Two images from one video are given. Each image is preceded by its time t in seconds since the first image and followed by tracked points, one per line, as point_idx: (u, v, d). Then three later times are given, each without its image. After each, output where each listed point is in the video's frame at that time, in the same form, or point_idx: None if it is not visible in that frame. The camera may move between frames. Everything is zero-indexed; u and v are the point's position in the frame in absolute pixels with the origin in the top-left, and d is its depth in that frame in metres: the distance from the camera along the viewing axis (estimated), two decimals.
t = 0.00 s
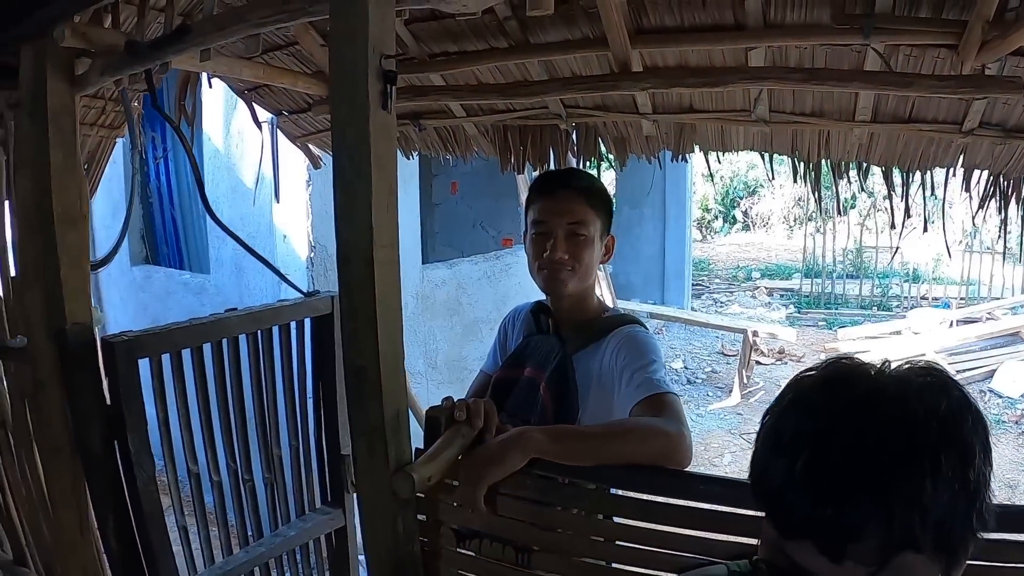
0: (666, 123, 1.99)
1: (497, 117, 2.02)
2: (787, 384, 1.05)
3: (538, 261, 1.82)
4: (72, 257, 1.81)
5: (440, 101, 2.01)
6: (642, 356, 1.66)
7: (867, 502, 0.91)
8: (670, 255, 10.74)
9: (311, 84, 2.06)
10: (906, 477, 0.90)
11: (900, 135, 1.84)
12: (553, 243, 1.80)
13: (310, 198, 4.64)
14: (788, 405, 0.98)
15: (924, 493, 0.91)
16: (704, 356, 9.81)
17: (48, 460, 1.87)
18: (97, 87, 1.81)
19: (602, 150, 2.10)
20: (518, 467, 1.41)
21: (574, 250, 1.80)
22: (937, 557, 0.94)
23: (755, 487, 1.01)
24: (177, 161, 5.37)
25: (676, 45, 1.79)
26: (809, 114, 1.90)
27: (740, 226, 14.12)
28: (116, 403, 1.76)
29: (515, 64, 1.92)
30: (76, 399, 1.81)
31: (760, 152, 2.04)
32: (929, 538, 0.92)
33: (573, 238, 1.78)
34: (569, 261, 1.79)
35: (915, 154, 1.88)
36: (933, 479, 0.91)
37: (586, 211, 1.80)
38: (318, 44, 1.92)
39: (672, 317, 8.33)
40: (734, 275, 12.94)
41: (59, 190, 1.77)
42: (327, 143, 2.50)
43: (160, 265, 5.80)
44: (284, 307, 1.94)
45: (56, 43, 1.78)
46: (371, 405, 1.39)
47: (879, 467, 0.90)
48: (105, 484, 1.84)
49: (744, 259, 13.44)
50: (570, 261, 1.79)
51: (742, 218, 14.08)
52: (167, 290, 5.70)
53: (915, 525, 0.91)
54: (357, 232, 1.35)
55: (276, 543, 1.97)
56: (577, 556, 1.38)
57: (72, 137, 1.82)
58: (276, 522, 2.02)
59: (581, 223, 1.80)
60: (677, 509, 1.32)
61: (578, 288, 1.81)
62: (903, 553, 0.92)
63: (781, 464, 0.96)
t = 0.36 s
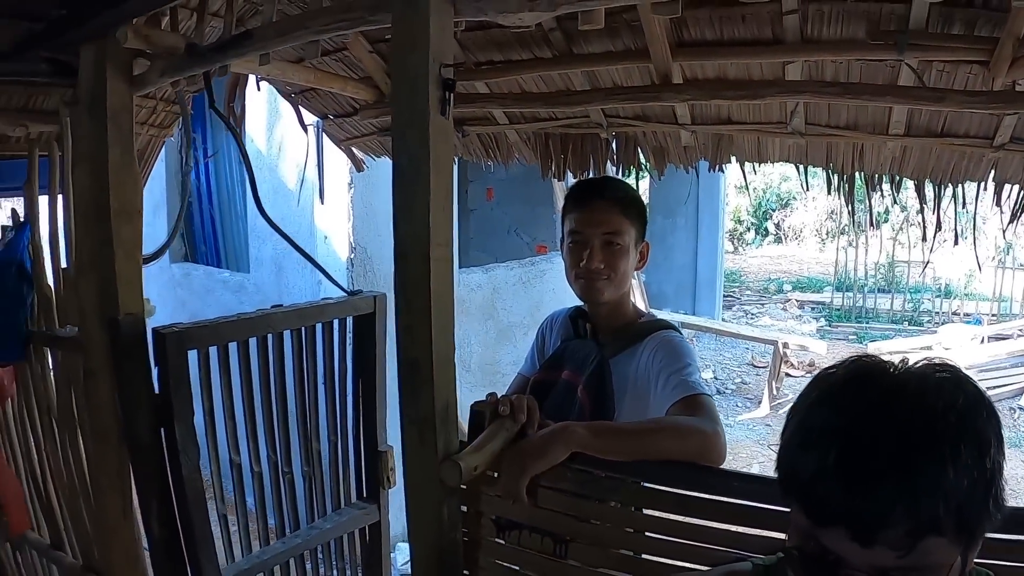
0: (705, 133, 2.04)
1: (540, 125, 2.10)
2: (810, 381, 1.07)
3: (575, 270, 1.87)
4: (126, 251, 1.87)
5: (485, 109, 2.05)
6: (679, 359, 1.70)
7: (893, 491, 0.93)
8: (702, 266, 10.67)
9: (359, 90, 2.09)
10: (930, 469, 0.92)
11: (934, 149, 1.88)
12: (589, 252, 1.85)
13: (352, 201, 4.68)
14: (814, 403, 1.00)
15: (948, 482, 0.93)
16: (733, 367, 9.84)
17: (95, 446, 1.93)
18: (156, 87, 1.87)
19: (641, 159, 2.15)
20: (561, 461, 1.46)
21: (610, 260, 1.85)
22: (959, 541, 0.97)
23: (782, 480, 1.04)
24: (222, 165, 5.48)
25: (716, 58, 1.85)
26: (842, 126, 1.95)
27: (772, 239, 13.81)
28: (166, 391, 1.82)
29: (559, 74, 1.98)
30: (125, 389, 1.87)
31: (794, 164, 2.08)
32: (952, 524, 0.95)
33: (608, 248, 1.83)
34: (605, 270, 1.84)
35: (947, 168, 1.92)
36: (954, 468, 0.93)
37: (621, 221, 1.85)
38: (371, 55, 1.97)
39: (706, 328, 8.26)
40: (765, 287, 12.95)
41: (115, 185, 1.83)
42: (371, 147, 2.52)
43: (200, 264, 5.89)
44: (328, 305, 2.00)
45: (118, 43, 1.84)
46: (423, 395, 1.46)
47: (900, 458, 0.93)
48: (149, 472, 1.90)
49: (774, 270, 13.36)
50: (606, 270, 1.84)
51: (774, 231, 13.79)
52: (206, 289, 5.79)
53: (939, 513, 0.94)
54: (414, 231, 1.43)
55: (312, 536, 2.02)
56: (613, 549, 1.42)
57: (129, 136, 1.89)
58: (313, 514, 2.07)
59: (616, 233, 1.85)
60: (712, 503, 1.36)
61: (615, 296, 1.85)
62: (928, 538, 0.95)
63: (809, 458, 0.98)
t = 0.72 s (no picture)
0: (778, 143, 2.14)
1: (620, 132, 2.23)
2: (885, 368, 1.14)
3: (663, 270, 1.87)
4: (228, 239, 1.97)
5: (569, 114, 2.22)
6: (756, 354, 1.81)
7: (964, 458, 0.98)
8: (762, 279, 9.99)
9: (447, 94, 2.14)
10: (998, 437, 0.99)
11: (1000, 163, 1.92)
12: (678, 253, 1.85)
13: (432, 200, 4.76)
14: (890, 384, 1.07)
15: (1014, 452, 0.99)
16: (794, 378, 9.84)
17: (189, 421, 2.06)
18: (260, 86, 1.99)
19: (716, 167, 2.25)
20: (644, 445, 1.56)
21: (699, 261, 1.84)
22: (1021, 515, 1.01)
23: (858, 457, 1.09)
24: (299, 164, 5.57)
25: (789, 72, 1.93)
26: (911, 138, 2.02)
27: (836, 253, 12.80)
28: (262, 371, 1.95)
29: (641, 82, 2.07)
30: (222, 369, 1.99)
31: (864, 174, 2.15)
32: (1015, 495, 0.99)
33: (697, 250, 1.82)
34: (693, 271, 1.83)
35: (1014, 181, 1.94)
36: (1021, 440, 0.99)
37: (711, 224, 1.84)
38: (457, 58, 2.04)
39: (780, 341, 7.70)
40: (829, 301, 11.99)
41: (221, 177, 1.93)
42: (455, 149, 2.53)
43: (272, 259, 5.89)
44: (414, 298, 2.09)
45: (226, 43, 1.95)
46: (521, 378, 1.63)
47: (974, 431, 0.99)
48: (239, 449, 2.03)
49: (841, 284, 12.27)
50: (693, 271, 1.83)
51: (838, 245, 12.78)
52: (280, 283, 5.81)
53: (1005, 483, 0.99)
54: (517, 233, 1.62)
55: (387, 519, 2.16)
56: (687, 529, 1.51)
57: (233, 132, 2.00)
58: (388, 499, 2.19)
59: (706, 236, 1.84)
60: (781, 489, 1.43)
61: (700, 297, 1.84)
62: (992, 508, 0.99)
63: (886, 428, 1.05)
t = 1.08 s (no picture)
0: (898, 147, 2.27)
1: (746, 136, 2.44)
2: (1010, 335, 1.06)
3: (799, 260, 2.07)
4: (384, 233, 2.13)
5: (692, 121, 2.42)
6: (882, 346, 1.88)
7: None
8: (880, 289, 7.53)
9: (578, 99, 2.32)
10: None
11: None
12: (814, 247, 2.05)
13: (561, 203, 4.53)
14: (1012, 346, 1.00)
15: None
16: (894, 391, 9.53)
17: (338, 401, 2.23)
18: (414, 92, 2.17)
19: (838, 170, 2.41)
20: (779, 424, 1.56)
21: (832, 255, 2.04)
22: None
23: (980, 426, 1.01)
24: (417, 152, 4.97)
25: (907, 77, 2.02)
26: None
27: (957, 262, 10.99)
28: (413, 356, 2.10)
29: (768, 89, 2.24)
30: (374, 353, 2.13)
31: (980, 178, 2.25)
32: None
33: (833, 245, 2.02)
34: (827, 264, 2.03)
35: None
36: None
37: (845, 222, 2.04)
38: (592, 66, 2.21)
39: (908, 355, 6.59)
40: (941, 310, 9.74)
41: (378, 175, 2.10)
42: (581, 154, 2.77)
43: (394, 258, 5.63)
44: (552, 294, 2.27)
45: (382, 52, 2.13)
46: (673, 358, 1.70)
47: None
48: (385, 430, 2.15)
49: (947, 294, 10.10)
50: (828, 265, 2.03)
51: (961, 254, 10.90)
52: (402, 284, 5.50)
53: None
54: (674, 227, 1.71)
55: (516, 504, 2.36)
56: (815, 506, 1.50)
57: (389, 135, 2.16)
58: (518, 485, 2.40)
59: (840, 232, 2.04)
60: (906, 463, 1.40)
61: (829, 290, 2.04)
62: None
63: (985, 398, 1.01)
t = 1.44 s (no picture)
0: (964, 141, 2.34)
1: (815, 129, 2.54)
2: None
3: (873, 250, 2.16)
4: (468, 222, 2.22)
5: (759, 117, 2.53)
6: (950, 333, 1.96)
7: None
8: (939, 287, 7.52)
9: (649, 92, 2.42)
10: None
11: None
12: (888, 239, 2.13)
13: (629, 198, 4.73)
14: None
15: None
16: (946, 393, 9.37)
17: (420, 382, 2.32)
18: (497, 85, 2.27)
19: (906, 165, 2.51)
20: (855, 404, 1.45)
21: (905, 247, 2.12)
22: None
23: None
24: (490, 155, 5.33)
25: (974, 71, 2.05)
26: None
27: (1013, 261, 10.73)
28: (495, 339, 2.18)
29: (837, 84, 2.34)
30: (458, 335, 2.21)
31: None
32: None
33: (906, 238, 2.11)
34: (900, 255, 2.11)
35: None
36: None
37: (917, 216, 2.12)
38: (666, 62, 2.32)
39: (979, 357, 6.15)
40: (1003, 309, 9.72)
41: (463, 165, 2.20)
42: (651, 148, 2.87)
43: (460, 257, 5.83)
44: (625, 282, 2.40)
45: (464, 47, 2.22)
46: (755, 338, 1.58)
47: None
48: (466, 409, 2.26)
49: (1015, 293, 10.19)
50: (900, 256, 2.12)
51: (1017, 253, 10.59)
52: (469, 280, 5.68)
53: None
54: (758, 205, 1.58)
55: (587, 487, 2.50)
56: (890, 486, 1.40)
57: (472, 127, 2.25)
58: (588, 470, 2.54)
59: (912, 226, 2.12)
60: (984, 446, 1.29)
61: (901, 281, 2.12)
62: None
63: None
